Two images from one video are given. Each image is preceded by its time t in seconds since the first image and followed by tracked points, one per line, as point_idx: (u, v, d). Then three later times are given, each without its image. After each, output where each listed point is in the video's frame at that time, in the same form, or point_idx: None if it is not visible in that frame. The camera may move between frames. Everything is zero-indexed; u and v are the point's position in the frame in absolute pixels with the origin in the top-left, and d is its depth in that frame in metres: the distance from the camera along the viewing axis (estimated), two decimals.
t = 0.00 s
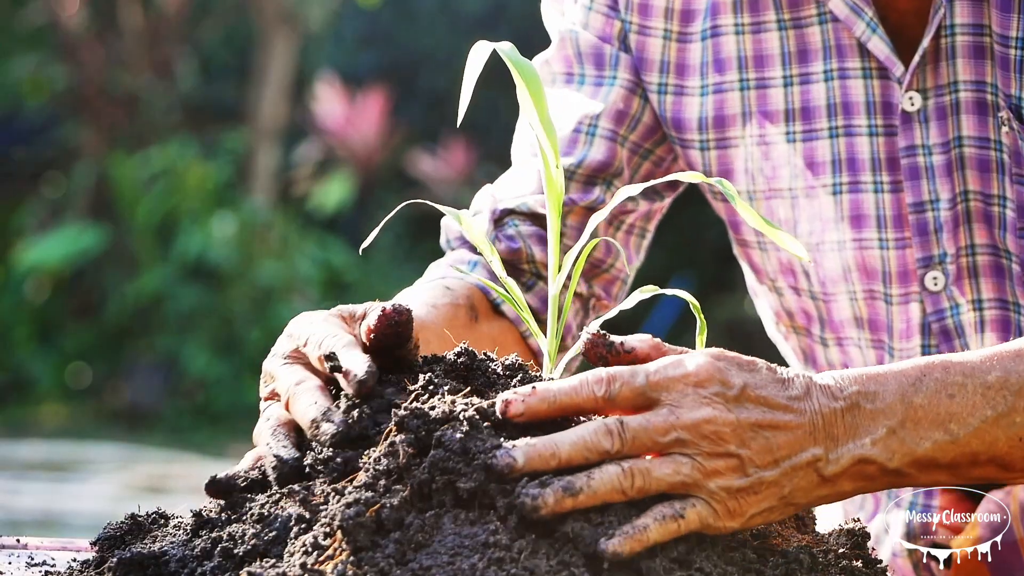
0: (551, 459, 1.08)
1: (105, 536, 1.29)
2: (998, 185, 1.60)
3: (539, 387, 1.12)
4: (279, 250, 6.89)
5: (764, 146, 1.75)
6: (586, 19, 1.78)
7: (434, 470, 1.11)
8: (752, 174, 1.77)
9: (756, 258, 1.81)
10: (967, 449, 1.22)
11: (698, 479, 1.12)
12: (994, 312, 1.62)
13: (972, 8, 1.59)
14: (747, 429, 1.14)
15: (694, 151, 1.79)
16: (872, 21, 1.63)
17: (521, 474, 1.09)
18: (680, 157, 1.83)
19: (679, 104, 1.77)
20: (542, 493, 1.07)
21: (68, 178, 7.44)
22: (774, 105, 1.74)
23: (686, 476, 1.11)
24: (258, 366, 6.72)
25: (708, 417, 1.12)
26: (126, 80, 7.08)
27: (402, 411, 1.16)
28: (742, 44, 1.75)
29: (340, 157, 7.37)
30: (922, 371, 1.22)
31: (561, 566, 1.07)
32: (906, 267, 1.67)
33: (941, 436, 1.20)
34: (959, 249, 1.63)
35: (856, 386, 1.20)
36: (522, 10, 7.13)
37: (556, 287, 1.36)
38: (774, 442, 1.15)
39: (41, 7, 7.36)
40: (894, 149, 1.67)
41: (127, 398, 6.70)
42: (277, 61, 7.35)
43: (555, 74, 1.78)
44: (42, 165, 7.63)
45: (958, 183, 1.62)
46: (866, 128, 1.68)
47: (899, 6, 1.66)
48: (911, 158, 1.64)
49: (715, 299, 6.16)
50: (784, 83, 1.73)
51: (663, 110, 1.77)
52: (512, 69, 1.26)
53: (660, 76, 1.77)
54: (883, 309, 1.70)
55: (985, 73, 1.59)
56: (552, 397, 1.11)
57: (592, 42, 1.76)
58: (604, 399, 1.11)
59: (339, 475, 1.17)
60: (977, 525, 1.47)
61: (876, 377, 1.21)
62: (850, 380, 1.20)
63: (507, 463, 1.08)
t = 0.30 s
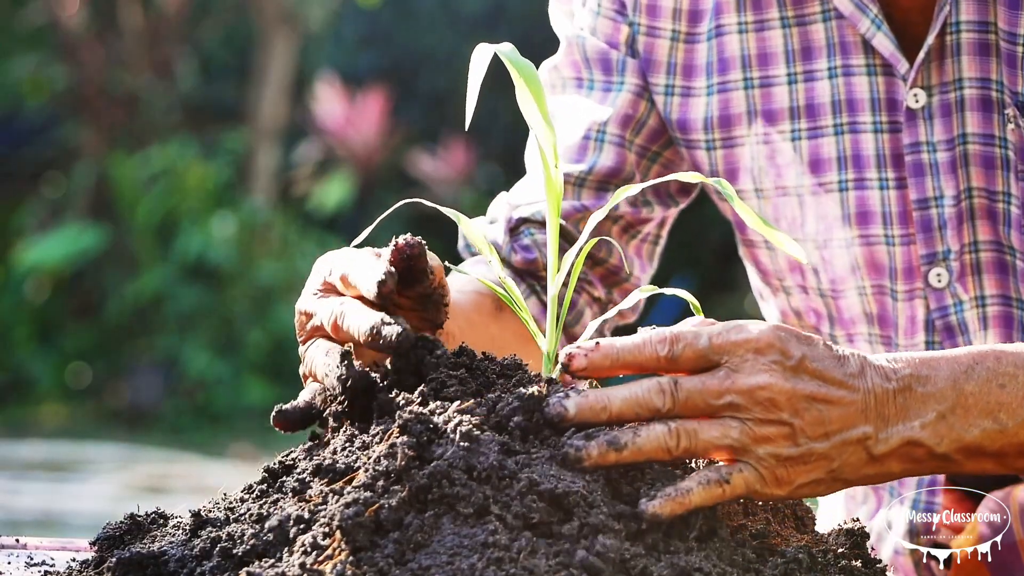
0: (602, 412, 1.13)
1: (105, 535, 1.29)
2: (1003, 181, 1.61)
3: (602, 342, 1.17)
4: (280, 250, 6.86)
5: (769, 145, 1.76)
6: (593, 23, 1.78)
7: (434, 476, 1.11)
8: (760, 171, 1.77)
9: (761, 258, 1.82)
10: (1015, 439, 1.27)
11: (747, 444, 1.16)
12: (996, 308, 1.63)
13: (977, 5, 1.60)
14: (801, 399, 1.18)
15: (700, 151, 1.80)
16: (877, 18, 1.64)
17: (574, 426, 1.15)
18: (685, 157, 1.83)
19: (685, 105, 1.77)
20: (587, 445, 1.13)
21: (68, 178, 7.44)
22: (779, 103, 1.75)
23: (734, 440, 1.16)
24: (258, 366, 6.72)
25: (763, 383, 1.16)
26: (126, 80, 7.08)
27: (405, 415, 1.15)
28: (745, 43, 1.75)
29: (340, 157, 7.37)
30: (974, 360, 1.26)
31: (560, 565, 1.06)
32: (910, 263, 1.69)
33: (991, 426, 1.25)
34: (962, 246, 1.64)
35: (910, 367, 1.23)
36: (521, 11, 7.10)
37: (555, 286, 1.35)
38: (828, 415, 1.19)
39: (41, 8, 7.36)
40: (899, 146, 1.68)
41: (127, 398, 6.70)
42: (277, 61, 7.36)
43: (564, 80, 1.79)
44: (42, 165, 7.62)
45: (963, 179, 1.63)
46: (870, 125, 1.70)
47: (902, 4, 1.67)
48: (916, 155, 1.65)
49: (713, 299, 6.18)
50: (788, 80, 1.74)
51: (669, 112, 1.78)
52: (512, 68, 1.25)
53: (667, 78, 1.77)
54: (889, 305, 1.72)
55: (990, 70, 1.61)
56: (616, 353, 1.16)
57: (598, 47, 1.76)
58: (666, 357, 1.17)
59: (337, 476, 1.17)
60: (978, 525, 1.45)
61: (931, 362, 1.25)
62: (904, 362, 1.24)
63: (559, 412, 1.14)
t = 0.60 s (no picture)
0: (743, 443, 1.12)
1: (105, 536, 1.30)
2: (1008, 180, 1.61)
3: (720, 375, 1.16)
4: (280, 250, 6.90)
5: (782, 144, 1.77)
6: (599, 39, 1.80)
7: (434, 476, 1.10)
8: (772, 171, 1.78)
9: (775, 259, 1.83)
10: None
11: (877, 464, 1.18)
12: (1001, 306, 1.63)
13: (984, 5, 1.60)
14: (912, 425, 1.21)
15: (714, 154, 1.81)
16: (883, 16, 1.64)
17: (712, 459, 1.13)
18: (700, 161, 1.85)
19: (698, 109, 1.79)
20: (739, 473, 1.11)
21: (68, 178, 7.45)
22: (787, 103, 1.76)
23: (868, 462, 1.17)
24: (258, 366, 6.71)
25: (882, 406, 1.19)
26: (126, 80, 7.08)
27: (405, 415, 1.15)
28: (750, 45, 1.76)
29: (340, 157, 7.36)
30: None
31: (560, 564, 1.06)
32: (916, 261, 1.69)
33: None
34: (968, 244, 1.64)
35: (988, 404, 1.31)
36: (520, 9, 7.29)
37: (555, 287, 1.36)
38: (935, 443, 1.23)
39: (41, 8, 7.37)
40: (905, 143, 1.68)
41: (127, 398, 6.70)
42: (277, 61, 7.35)
43: (580, 94, 1.82)
44: (42, 165, 7.62)
45: (968, 178, 1.63)
46: (877, 123, 1.70)
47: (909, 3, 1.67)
48: (921, 153, 1.65)
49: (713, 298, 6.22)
50: (794, 80, 1.75)
51: (682, 116, 1.78)
52: (511, 70, 1.26)
53: (680, 84, 1.78)
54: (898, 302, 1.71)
55: (996, 69, 1.60)
56: (739, 385, 1.16)
57: (604, 65, 1.79)
58: (787, 386, 1.17)
59: (338, 477, 1.16)
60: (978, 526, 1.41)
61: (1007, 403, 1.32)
62: (982, 401, 1.32)
63: (702, 447, 1.12)
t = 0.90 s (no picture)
0: None
1: (105, 536, 1.29)
2: (1011, 185, 1.58)
3: (823, 520, 1.15)
4: (280, 251, 6.87)
5: (791, 149, 1.73)
6: (607, 53, 1.76)
7: (434, 476, 1.10)
8: (782, 175, 1.75)
9: (781, 267, 1.79)
10: None
11: None
12: (1004, 310, 1.59)
13: (988, 10, 1.59)
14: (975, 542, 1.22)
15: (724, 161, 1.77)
16: (886, 20, 1.61)
17: None
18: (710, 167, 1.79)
19: (707, 115, 1.75)
20: None
21: (68, 178, 7.45)
22: (794, 107, 1.73)
23: None
24: (258, 366, 6.71)
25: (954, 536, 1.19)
26: (126, 80, 7.08)
27: (406, 415, 1.15)
28: (756, 50, 1.74)
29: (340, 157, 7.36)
30: None
31: (560, 565, 1.06)
32: (919, 266, 1.64)
33: None
34: (971, 248, 1.59)
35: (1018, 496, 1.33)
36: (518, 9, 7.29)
37: (554, 288, 1.36)
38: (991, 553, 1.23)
39: (41, 8, 7.37)
40: (908, 148, 1.64)
41: (126, 398, 6.69)
42: (277, 61, 7.36)
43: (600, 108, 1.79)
44: (42, 165, 7.61)
45: (971, 182, 1.59)
46: (880, 128, 1.66)
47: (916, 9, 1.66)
48: (924, 158, 1.61)
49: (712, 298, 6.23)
50: (801, 84, 1.72)
51: (690, 124, 1.74)
52: (513, 71, 1.26)
53: (689, 91, 1.75)
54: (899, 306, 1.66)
55: (1001, 75, 1.58)
56: (840, 528, 1.15)
57: (609, 87, 1.76)
58: (878, 524, 1.16)
59: (338, 477, 1.16)
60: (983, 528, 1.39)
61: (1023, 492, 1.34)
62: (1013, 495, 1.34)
63: None
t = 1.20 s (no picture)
0: None
1: (105, 536, 1.29)
2: (1011, 186, 1.57)
3: (822, 497, 1.12)
4: (279, 250, 6.92)
5: (794, 152, 1.71)
6: (616, 58, 1.77)
7: (434, 476, 1.10)
8: (787, 178, 1.72)
9: (792, 267, 1.78)
10: None
11: None
12: (1003, 311, 1.58)
13: (989, 12, 1.57)
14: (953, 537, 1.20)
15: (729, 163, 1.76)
16: (887, 23, 1.60)
17: None
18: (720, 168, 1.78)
19: (714, 117, 1.74)
20: None
21: (68, 178, 7.44)
22: (798, 109, 1.71)
23: None
24: (258, 366, 6.70)
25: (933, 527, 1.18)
26: (126, 80, 7.08)
27: (405, 415, 1.15)
28: (759, 54, 1.73)
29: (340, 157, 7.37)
30: None
31: (560, 564, 1.06)
32: (920, 268, 1.63)
33: None
34: (972, 250, 1.58)
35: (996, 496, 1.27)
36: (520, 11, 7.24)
37: (556, 286, 1.35)
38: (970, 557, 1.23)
39: (41, 8, 7.37)
40: (909, 151, 1.63)
41: (126, 398, 6.68)
42: (277, 61, 7.36)
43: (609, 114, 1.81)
44: (42, 165, 7.61)
45: (972, 184, 1.58)
46: (880, 131, 1.65)
47: (912, 9, 1.65)
48: (926, 160, 1.60)
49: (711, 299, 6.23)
50: (804, 86, 1.71)
51: (698, 127, 1.73)
52: (514, 73, 1.26)
53: (696, 94, 1.75)
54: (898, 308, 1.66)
55: (1001, 78, 1.57)
56: (837, 508, 1.12)
57: (620, 90, 1.76)
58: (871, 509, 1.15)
59: (338, 476, 1.16)
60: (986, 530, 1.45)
61: None
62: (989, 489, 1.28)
63: None
